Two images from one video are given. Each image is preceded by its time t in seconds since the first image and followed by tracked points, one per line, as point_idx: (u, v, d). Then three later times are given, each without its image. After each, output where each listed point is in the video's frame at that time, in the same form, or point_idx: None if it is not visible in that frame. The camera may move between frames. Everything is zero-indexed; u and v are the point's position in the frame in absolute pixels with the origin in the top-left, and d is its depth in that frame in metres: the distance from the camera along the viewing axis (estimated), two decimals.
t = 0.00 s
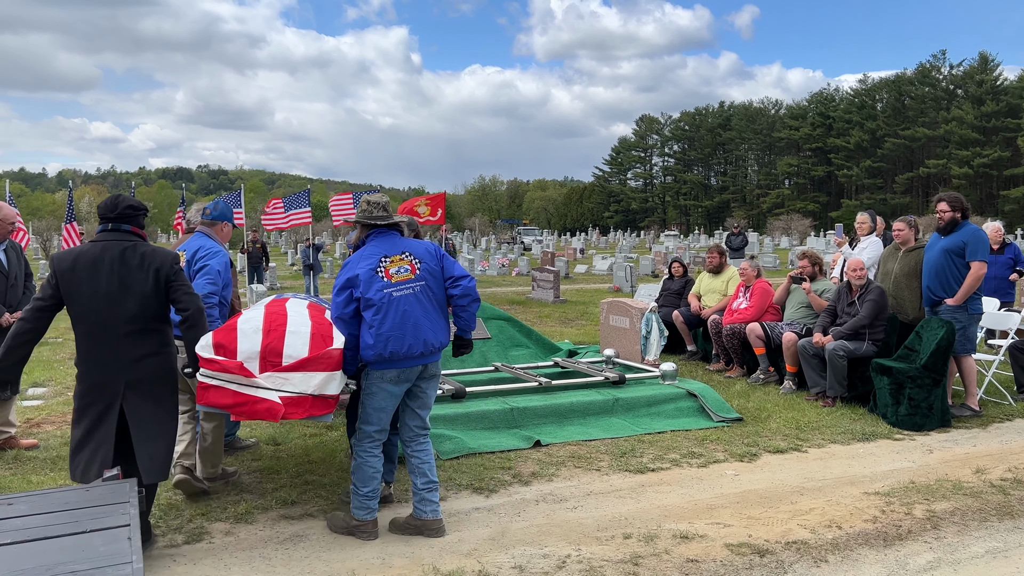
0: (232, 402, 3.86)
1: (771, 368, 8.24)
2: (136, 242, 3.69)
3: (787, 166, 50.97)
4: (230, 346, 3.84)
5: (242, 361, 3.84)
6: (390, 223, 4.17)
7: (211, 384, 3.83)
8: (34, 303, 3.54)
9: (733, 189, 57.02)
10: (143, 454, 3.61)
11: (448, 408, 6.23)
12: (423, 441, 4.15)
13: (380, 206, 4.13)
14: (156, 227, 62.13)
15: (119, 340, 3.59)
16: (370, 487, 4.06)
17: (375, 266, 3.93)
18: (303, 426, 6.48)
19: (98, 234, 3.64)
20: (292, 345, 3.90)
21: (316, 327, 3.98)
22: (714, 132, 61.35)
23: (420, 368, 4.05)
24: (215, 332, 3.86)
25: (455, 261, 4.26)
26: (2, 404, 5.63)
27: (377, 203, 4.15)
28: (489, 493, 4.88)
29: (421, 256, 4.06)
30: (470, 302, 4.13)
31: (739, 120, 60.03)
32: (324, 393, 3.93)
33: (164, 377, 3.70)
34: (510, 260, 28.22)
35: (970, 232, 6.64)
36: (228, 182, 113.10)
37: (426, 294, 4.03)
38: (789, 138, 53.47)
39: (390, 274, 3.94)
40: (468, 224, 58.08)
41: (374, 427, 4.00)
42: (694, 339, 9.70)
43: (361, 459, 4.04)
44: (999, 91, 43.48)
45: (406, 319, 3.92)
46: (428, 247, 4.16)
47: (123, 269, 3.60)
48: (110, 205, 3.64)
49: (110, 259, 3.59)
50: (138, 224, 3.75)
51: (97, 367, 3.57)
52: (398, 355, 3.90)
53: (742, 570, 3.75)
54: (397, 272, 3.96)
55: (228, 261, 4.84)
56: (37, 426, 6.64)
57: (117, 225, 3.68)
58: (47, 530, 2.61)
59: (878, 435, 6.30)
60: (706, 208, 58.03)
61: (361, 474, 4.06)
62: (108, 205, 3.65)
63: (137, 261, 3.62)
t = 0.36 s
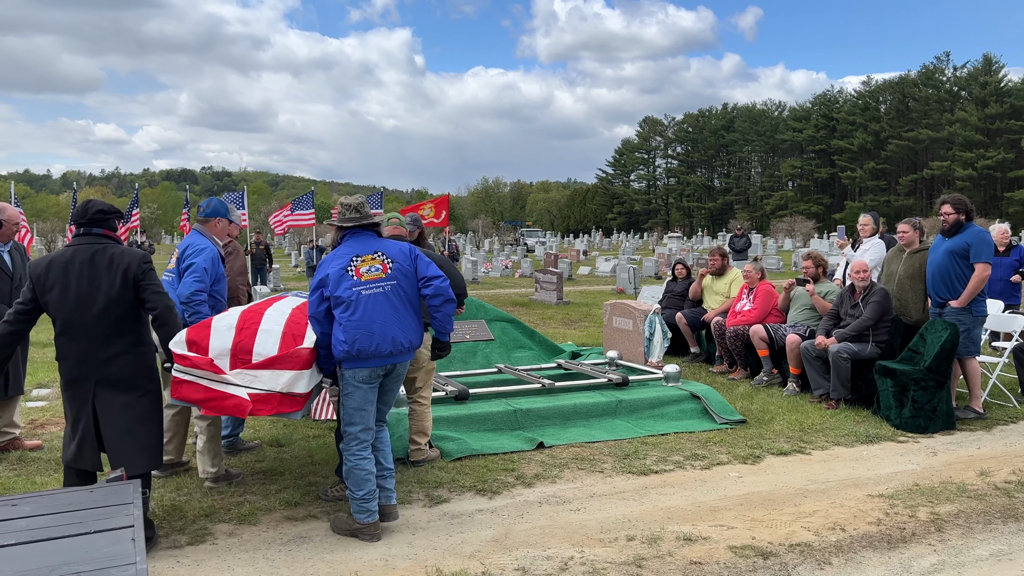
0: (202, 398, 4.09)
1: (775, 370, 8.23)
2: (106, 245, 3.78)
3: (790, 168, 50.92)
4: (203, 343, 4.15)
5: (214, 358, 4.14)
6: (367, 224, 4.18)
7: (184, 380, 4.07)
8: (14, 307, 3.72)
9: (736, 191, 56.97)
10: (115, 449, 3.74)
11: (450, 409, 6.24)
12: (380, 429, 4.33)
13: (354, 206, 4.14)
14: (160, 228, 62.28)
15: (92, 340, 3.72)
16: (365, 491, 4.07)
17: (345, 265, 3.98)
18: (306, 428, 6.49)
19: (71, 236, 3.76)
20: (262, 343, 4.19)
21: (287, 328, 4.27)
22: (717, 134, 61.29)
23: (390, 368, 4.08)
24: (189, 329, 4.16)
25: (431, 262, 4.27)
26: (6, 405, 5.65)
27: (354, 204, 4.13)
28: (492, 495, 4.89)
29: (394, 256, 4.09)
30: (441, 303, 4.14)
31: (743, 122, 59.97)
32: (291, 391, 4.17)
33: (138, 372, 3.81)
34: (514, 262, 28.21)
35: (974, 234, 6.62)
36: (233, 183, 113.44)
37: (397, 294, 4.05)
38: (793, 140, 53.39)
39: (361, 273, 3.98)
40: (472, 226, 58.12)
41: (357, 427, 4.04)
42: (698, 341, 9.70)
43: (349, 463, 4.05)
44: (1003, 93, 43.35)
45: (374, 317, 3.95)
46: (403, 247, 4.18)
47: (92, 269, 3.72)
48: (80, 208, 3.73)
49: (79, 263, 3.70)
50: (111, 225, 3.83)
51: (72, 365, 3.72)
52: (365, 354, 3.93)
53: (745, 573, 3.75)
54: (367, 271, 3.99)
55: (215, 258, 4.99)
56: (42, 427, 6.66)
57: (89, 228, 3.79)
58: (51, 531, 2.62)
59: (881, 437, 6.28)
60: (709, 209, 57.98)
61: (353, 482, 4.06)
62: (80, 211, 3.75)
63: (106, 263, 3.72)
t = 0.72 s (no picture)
0: (177, 391, 4.20)
1: (779, 370, 8.22)
2: (84, 236, 3.96)
3: (794, 169, 50.85)
4: (178, 338, 4.18)
5: (187, 353, 4.17)
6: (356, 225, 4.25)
7: (160, 372, 4.18)
8: None
9: (741, 191, 56.91)
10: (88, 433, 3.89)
11: (454, 410, 6.25)
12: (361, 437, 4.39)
13: (342, 207, 4.23)
14: (164, 228, 62.40)
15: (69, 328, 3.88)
16: (358, 485, 4.12)
17: (327, 265, 4.05)
18: (311, 428, 6.51)
19: (52, 228, 3.94)
20: (234, 339, 4.21)
21: (260, 323, 4.29)
22: (721, 135, 61.21)
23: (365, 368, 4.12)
24: (166, 324, 4.20)
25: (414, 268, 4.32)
26: (11, 404, 5.65)
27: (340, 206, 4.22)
28: (496, 496, 4.88)
29: (376, 259, 4.16)
30: (418, 309, 4.19)
31: (747, 123, 59.90)
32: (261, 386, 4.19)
33: (115, 359, 3.97)
34: (518, 263, 28.25)
35: (979, 235, 6.60)
36: (237, 184, 113.80)
37: (377, 296, 4.11)
38: (797, 141, 53.30)
39: (341, 273, 4.05)
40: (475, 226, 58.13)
41: (340, 423, 4.09)
42: (701, 342, 9.69)
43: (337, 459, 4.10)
44: (1009, 94, 43.20)
45: (351, 317, 4.01)
46: (387, 252, 4.25)
47: (69, 260, 3.89)
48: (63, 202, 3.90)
49: (57, 253, 3.88)
50: (90, 217, 4.00)
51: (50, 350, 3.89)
52: (339, 353, 3.99)
53: (749, 574, 3.75)
54: (349, 272, 4.06)
55: (198, 255, 5.10)
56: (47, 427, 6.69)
57: (68, 220, 3.96)
58: (56, 531, 2.63)
59: (886, 439, 6.27)
60: (714, 210, 57.93)
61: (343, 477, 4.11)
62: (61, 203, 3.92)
63: (81, 253, 3.90)
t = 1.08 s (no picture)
0: (154, 386, 4.13)
1: (784, 371, 8.21)
2: (85, 237, 3.96)
3: (800, 169, 50.74)
4: (157, 334, 4.11)
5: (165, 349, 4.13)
6: (335, 223, 4.39)
7: (138, 367, 4.10)
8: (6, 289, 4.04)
9: (746, 191, 56.82)
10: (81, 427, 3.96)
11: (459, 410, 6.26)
12: (354, 433, 4.43)
13: (319, 206, 4.36)
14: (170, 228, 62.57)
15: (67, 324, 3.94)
16: (296, 469, 4.31)
17: (310, 262, 4.17)
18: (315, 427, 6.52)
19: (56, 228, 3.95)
20: (210, 336, 4.20)
21: (238, 321, 4.29)
22: (726, 135, 61.10)
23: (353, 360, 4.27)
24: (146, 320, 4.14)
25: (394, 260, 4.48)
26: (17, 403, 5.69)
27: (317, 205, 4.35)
28: (501, 495, 4.89)
29: (358, 254, 4.30)
30: (402, 299, 4.37)
31: (752, 122, 59.80)
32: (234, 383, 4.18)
33: (112, 357, 4.03)
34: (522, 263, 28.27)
35: (984, 235, 6.58)
36: (243, 183, 114.11)
37: (360, 290, 4.25)
38: (803, 141, 53.17)
39: (324, 270, 4.18)
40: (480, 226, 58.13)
41: (304, 410, 4.27)
42: (706, 342, 9.68)
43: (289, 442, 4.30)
44: (1015, 93, 43.04)
45: (337, 312, 4.15)
46: (367, 246, 4.39)
47: (69, 260, 3.91)
48: (69, 203, 3.90)
49: (57, 252, 3.90)
50: (95, 218, 3.99)
51: (51, 344, 3.98)
52: (328, 347, 4.12)
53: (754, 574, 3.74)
54: (331, 268, 4.19)
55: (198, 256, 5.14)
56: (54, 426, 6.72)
57: (73, 220, 3.96)
58: (64, 528, 2.65)
59: (892, 439, 6.25)
60: (719, 210, 57.85)
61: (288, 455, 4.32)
62: (68, 203, 3.91)
63: (80, 254, 3.91)
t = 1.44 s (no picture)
0: (134, 378, 4.19)
1: (791, 370, 8.18)
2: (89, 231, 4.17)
3: (806, 167, 50.58)
4: (139, 328, 4.22)
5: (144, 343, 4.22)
6: (302, 221, 4.44)
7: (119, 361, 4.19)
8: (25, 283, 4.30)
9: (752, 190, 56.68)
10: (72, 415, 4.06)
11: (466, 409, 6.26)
12: (336, 427, 4.42)
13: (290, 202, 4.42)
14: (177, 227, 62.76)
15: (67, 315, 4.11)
16: (273, 472, 4.38)
17: (273, 261, 4.24)
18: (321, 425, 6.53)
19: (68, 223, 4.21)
20: (186, 331, 4.34)
21: (215, 317, 4.44)
22: (733, 133, 60.95)
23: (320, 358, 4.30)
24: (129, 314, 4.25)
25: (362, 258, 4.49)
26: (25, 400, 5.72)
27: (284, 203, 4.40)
28: (507, 494, 4.89)
29: (322, 252, 4.33)
30: (367, 297, 4.36)
31: (758, 121, 59.64)
32: (207, 377, 4.30)
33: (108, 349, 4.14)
34: (529, 262, 28.26)
35: (992, 234, 6.55)
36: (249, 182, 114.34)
37: (324, 288, 4.28)
38: (809, 139, 53.01)
39: (288, 268, 4.23)
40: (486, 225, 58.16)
41: (274, 412, 4.29)
42: (713, 341, 9.66)
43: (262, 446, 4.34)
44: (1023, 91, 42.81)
45: (300, 310, 4.19)
46: (333, 244, 4.42)
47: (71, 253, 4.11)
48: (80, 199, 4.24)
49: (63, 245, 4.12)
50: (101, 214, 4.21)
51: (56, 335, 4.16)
52: (290, 345, 4.16)
53: (761, 573, 3.74)
54: (294, 266, 4.24)
55: (196, 252, 5.19)
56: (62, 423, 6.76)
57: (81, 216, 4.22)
58: (71, 526, 2.66)
59: (899, 439, 6.22)
60: (725, 208, 57.71)
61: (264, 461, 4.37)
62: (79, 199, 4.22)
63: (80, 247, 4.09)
